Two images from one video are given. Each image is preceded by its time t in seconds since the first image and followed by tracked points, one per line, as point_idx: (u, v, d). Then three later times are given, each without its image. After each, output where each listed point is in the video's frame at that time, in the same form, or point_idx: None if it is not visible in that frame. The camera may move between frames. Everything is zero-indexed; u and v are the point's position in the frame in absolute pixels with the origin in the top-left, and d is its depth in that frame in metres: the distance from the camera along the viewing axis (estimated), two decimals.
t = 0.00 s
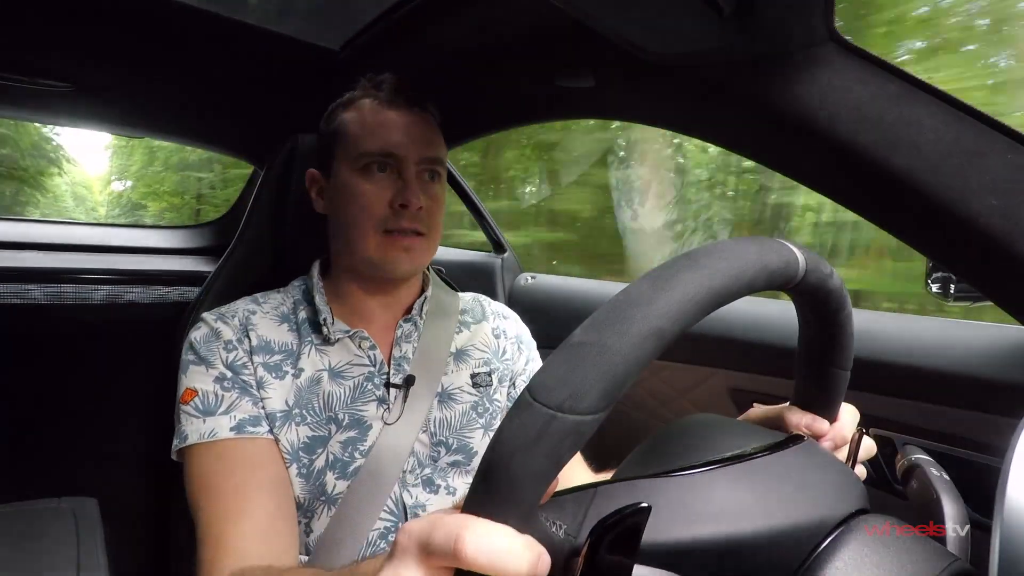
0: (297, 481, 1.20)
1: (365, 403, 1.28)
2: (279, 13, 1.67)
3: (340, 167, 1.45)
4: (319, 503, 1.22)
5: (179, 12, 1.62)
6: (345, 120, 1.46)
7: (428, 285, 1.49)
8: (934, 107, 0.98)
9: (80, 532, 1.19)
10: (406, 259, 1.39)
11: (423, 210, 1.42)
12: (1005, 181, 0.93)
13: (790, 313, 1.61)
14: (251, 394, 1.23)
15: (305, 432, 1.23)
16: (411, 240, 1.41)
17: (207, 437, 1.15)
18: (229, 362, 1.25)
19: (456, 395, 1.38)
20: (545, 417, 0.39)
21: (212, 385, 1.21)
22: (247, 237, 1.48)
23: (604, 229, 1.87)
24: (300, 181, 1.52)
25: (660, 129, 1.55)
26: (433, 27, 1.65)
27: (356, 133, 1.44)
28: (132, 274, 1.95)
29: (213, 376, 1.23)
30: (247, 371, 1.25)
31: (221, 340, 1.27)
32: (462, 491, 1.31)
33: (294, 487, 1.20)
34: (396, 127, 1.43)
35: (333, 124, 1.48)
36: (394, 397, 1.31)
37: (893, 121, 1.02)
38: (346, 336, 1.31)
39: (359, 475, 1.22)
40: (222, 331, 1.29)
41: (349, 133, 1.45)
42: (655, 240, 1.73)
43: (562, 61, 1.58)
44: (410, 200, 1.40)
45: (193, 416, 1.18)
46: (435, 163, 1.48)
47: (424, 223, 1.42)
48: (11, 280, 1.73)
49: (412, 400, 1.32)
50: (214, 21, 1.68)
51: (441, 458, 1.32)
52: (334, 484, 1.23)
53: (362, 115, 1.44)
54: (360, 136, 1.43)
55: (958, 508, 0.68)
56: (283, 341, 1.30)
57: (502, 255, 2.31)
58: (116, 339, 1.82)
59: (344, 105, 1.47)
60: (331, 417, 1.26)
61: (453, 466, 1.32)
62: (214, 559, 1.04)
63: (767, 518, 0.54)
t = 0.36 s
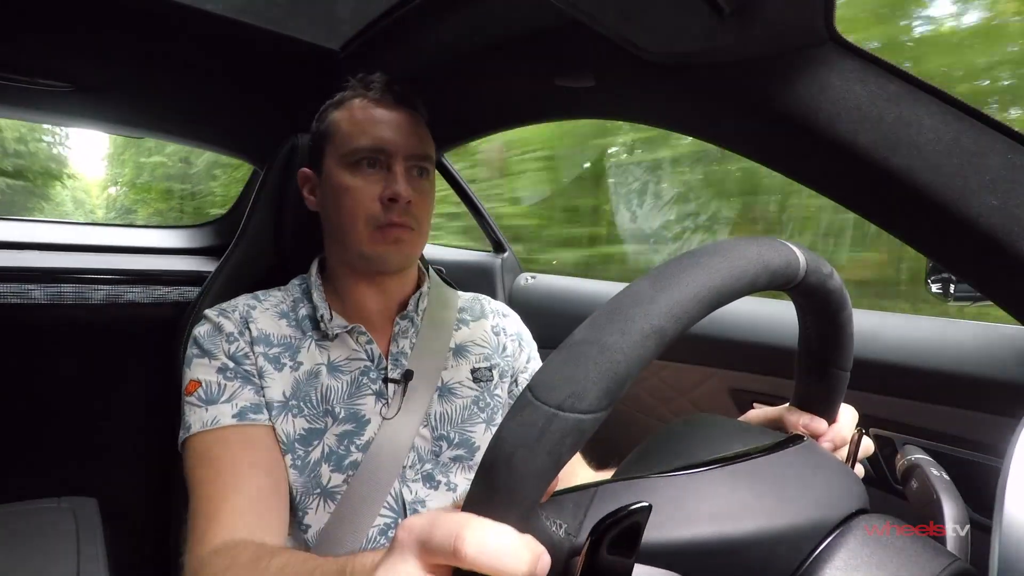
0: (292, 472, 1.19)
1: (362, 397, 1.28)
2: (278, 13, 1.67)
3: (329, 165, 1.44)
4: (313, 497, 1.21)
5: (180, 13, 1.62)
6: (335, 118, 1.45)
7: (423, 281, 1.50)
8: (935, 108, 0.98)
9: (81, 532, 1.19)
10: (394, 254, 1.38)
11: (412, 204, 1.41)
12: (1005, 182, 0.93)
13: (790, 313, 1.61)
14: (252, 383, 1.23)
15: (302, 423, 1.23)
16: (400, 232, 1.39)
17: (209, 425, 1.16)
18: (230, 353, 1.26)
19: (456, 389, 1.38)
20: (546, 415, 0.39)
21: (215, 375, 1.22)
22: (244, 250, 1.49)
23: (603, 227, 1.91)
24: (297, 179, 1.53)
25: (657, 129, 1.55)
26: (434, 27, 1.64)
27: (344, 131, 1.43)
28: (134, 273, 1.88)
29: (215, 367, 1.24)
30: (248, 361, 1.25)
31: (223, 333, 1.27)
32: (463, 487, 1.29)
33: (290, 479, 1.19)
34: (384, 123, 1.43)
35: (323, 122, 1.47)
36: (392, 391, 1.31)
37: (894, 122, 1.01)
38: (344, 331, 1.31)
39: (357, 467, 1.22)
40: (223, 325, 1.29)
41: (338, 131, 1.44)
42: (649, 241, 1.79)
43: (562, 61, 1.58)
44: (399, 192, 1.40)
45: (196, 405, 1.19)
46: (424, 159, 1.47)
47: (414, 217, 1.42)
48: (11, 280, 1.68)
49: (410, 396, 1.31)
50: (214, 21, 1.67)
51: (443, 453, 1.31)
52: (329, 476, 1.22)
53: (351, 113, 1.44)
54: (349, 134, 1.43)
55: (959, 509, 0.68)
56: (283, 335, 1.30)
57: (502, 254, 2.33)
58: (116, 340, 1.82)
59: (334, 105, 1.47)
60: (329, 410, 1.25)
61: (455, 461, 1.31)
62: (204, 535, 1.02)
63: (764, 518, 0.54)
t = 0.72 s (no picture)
0: (294, 471, 1.19)
1: (362, 395, 1.29)
2: (278, 13, 1.67)
3: (331, 164, 1.44)
4: (318, 494, 1.21)
5: (180, 12, 1.62)
6: (338, 118, 1.46)
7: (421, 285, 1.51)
8: (934, 107, 0.99)
9: (80, 532, 1.19)
10: (393, 253, 1.38)
11: (413, 203, 1.42)
12: (1005, 181, 0.93)
13: (790, 313, 1.61)
14: (249, 388, 1.22)
15: (304, 423, 1.22)
16: (398, 234, 1.40)
17: (205, 430, 1.13)
18: (227, 357, 1.25)
19: (453, 387, 1.39)
20: (553, 405, 0.40)
21: (211, 380, 1.20)
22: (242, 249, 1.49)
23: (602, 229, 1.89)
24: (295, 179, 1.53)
25: (656, 129, 1.55)
26: (434, 26, 1.64)
27: (347, 130, 1.43)
28: (137, 273, 1.88)
29: (211, 372, 1.22)
30: (245, 365, 1.24)
31: (219, 338, 1.27)
32: (462, 483, 1.30)
33: (292, 478, 1.19)
34: (386, 124, 1.43)
35: (326, 124, 1.47)
36: (391, 388, 1.31)
37: (892, 121, 1.02)
38: (342, 331, 1.31)
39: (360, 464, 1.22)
40: (219, 329, 1.28)
41: (341, 132, 1.44)
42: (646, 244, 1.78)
43: (561, 61, 1.58)
44: (401, 192, 1.40)
45: (191, 410, 1.16)
46: (424, 162, 1.48)
47: (413, 217, 1.42)
48: (13, 280, 1.67)
49: (410, 393, 1.32)
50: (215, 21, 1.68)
51: (441, 450, 1.32)
52: (333, 474, 1.22)
53: (354, 113, 1.44)
54: (352, 133, 1.43)
55: (959, 509, 0.68)
56: (280, 338, 1.30)
57: (502, 254, 2.32)
58: (116, 339, 1.82)
59: (337, 106, 1.47)
60: (329, 408, 1.25)
61: (453, 458, 1.31)
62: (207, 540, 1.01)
63: (764, 513, 0.54)
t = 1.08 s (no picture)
0: (296, 476, 1.20)
1: (362, 397, 1.28)
2: (278, 14, 1.67)
3: (330, 164, 1.43)
4: (319, 496, 1.22)
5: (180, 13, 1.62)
6: (337, 117, 1.45)
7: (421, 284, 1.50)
8: (934, 108, 0.99)
9: (80, 532, 1.19)
10: (394, 254, 1.39)
11: (413, 204, 1.42)
12: (1004, 180, 0.93)
13: (789, 314, 1.61)
14: (249, 393, 1.22)
15: (304, 428, 1.23)
16: (400, 233, 1.41)
17: (204, 437, 1.15)
18: (226, 363, 1.25)
19: (453, 388, 1.38)
20: (546, 415, 0.40)
21: (210, 386, 1.21)
22: (240, 250, 1.49)
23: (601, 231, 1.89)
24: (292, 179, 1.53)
25: (654, 130, 1.55)
26: (433, 28, 1.64)
27: (347, 130, 1.43)
28: (135, 274, 1.91)
29: (210, 378, 1.23)
30: (245, 370, 1.24)
31: (218, 342, 1.27)
32: (462, 484, 1.30)
33: (293, 483, 1.20)
34: (386, 124, 1.43)
35: (323, 122, 1.46)
36: (392, 391, 1.31)
37: (892, 122, 1.02)
38: (341, 334, 1.31)
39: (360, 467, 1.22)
40: (219, 333, 1.28)
41: (341, 131, 1.43)
42: (640, 243, 1.77)
43: (562, 60, 1.58)
44: (402, 193, 1.41)
45: (191, 416, 1.17)
46: (425, 162, 1.48)
47: (416, 217, 1.42)
48: (13, 280, 1.70)
49: (409, 395, 1.31)
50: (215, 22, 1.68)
51: (441, 451, 1.31)
52: (334, 477, 1.23)
53: (354, 113, 1.43)
54: (352, 133, 1.43)
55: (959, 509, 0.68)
56: (280, 341, 1.30)
57: (502, 255, 2.33)
58: (116, 339, 1.82)
59: (335, 104, 1.45)
60: (329, 412, 1.25)
61: (453, 459, 1.32)
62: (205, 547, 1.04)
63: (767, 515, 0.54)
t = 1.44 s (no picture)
0: (294, 476, 1.19)
1: (361, 398, 1.28)
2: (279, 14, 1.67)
3: (338, 162, 1.44)
4: (318, 496, 1.21)
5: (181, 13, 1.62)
6: (349, 116, 1.45)
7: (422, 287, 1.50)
8: (934, 108, 0.99)
9: (80, 532, 1.19)
10: (392, 258, 1.39)
11: (416, 211, 1.42)
12: (1004, 181, 0.93)
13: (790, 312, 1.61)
14: (249, 392, 1.22)
15: (304, 428, 1.23)
16: (398, 239, 1.40)
17: (205, 434, 1.15)
18: (227, 362, 1.25)
19: (452, 389, 1.38)
20: (555, 404, 0.39)
21: (211, 384, 1.21)
22: (241, 248, 1.50)
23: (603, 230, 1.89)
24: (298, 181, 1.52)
25: (655, 129, 1.55)
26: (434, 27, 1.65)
27: (357, 129, 1.43)
28: (137, 275, 1.92)
29: (211, 376, 1.22)
30: (245, 369, 1.25)
31: (218, 341, 1.27)
32: (461, 484, 1.32)
33: (292, 482, 1.19)
34: (397, 125, 1.43)
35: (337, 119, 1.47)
36: (391, 392, 1.31)
37: (891, 121, 1.02)
38: (341, 336, 1.31)
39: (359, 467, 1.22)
40: (219, 332, 1.28)
41: (352, 129, 1.44)
42: (643, 243, 1.77)
43: (563, 61, 1.59)
44: (405, 199, 1.40)
45: (191, 414, 1.17)
46: (432, 167, 1.47)
47: (419, 222, 1.42)
48: (11, 280, 1.70)
49: (408, 397, 1.31)
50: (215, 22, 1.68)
51: (440, 452, 1.32)
52: (333, 478, 1.22)
53: (366, 113, 1.44)
54: (362, 133, 1.43)
55: (960, 510, 0.67)
56: (280, 342, 1.30)
57: (502, 255, 2.32)
58: (116, 339, 1.82)
59: (350, 103, 1.47)
60: (328, 413, 1.25)
61: (453, 459, 1.33)
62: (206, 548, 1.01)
63: (767, 513, 0.54)
